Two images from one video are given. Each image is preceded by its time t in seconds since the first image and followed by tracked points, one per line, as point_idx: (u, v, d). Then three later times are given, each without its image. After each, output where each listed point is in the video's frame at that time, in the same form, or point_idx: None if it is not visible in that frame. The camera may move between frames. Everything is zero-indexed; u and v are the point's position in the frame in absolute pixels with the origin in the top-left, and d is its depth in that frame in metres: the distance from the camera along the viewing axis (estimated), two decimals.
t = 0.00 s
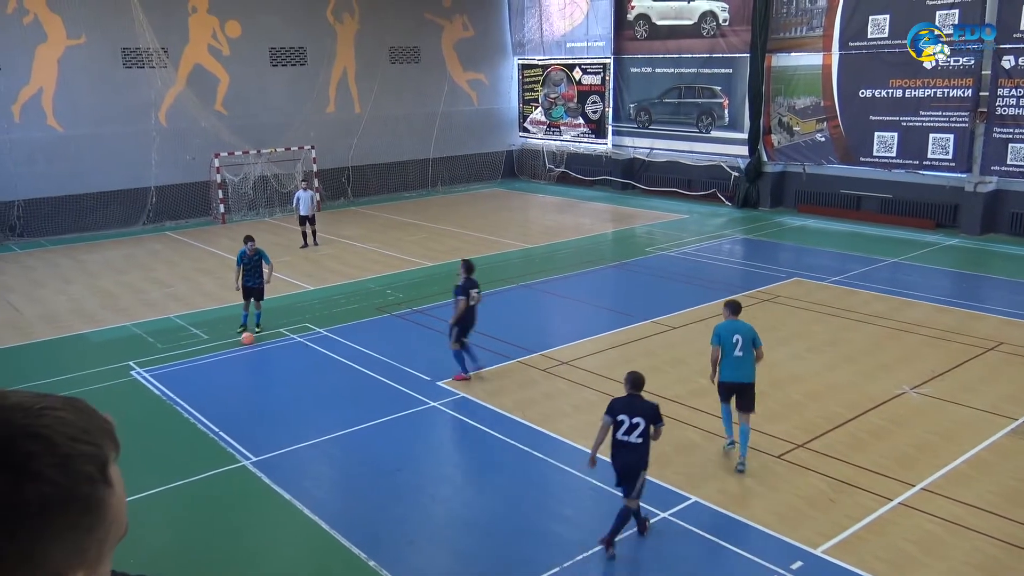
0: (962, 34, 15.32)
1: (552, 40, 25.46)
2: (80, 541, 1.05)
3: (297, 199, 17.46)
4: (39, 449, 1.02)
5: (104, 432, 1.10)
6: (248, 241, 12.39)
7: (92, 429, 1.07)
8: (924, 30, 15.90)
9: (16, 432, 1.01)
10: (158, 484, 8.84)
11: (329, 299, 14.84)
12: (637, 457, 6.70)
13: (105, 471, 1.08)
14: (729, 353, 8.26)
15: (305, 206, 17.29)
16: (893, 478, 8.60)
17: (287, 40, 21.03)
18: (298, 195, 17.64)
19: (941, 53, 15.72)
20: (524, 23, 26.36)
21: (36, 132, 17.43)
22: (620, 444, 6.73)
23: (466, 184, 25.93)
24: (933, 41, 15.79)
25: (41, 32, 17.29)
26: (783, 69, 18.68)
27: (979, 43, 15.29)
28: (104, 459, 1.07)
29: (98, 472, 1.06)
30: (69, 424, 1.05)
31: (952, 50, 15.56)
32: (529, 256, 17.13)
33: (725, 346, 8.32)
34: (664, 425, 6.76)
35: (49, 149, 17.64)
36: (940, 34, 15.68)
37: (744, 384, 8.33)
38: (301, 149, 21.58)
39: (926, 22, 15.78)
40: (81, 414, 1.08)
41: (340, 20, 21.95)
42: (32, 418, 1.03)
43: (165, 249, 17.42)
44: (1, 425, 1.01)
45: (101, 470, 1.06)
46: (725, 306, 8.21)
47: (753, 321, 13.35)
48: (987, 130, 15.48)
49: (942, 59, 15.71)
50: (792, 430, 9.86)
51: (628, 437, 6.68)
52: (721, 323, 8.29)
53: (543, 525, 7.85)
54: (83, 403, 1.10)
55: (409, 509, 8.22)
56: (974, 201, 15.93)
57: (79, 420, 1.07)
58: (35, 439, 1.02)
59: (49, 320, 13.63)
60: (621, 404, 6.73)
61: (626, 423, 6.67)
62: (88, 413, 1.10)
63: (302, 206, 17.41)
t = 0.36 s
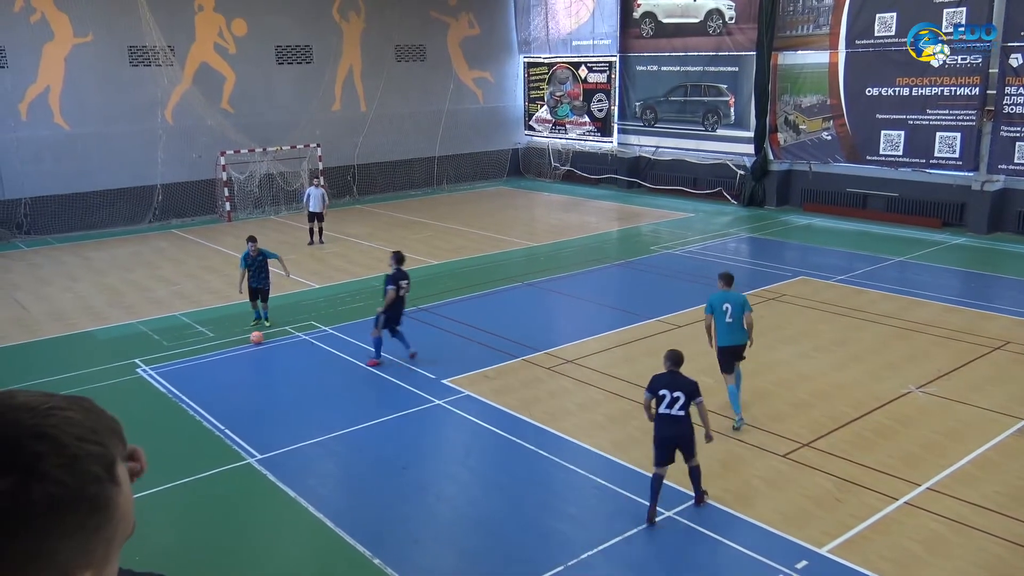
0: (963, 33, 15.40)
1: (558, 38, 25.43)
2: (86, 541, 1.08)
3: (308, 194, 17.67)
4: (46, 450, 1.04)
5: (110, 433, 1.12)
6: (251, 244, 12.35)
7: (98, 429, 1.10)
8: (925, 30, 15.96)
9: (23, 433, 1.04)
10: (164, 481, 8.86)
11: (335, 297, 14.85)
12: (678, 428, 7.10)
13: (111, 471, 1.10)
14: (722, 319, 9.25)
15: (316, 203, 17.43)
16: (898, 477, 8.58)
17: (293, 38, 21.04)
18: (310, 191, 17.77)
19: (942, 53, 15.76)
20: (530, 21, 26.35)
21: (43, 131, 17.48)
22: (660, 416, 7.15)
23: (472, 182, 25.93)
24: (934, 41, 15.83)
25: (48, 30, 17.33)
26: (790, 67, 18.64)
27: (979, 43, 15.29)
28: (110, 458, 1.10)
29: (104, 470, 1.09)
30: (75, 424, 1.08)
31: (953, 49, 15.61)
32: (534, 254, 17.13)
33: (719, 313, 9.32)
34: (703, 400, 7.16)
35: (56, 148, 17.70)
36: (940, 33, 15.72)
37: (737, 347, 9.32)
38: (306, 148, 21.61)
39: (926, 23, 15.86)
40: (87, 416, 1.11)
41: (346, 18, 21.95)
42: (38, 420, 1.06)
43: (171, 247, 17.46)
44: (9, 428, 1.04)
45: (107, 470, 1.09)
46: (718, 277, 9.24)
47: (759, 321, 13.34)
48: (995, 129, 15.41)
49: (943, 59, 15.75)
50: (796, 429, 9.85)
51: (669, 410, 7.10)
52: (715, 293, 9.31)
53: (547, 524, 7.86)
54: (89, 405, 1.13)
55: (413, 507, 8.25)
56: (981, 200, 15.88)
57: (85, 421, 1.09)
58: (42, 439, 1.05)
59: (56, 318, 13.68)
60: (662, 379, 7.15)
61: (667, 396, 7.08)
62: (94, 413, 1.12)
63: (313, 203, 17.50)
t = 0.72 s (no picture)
0: (962, 34, 15.42)
1: (566, 39, 25.39)
2: (88, 537, 1.10)
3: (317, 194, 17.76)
4: (52, 445, 1.06)
5: (118, 431, 1.14)
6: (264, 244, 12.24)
7: (105, 426, 1.12)
8: (922, 29, 16.07)
9: (30, 429, 1.06)
10: (171, 481, 8.87)
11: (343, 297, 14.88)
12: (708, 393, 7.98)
13: (116, 467, 1.12)
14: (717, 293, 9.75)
15: (325, 202, 17.49)
16: (905, 479, 8.55)
17: (301, 38, 21.08)
18: (318, 190, 17.85)
19: (942, 53, 15.84)
20: (538, 22, 26.34)
21: (51, 130, 17.55)
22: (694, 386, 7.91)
23: (479, 182, 25.92)
24: (934, 41, 15.90)
25: (57, 30, 17.40)
26: (798, 68, 18.58)
27: (978, 43, 15.33)
28: (115, 456, 1.11)
29: (109, 468, 1.10)
30: (82, 421, 1.09)
31: (952, 50, 15.64)
32: (541, 254, 17.13)
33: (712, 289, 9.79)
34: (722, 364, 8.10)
35: (65, 147, 17.77)
36: (941, 33, 15.79)
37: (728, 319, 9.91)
38: (314, 148, 21.65)
39: (922, 23, 15.94)
40: (93, 412, 1.12)
41: (354, 19, 21.98)
42: (45, 415, 1.08)
43: (178, 246, 17.51)
44: (15, 424, 1.06)
45: (112, 466, 1.10)
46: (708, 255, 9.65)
47: (766, 322, 13.30)
48: (1004, 130, 15.32)
49: (943, 59, 15.83)
50: (804, 430, 9.83)
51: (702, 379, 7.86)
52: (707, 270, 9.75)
53: (554, 524, 7.86)
54: (95, 401, 1.14)
55: (419, 507, 8.25)
56: (990, 200, 15.76)
57: (92, 418, 1.11)
58: (48, 434, 1.06)
59: (65, 317, 13.73)
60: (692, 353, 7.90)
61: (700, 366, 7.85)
62: (100, 410, 1.14)
63: (321, 202, 17.57)
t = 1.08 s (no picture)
0: (962, 34, 15.40)
1: (563, 38, 25.38)
2: (85, 537, 1.09)
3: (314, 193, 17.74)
4: (51, 446, 1.06)
5: (114, 432, 1.14)
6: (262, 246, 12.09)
7: (102, 426, 1.12)
8: (923, 30, 16.01)
9: (28, 428, 1.05)
10: (168, 481, 8.87)
11: (340, 297, 14.86)
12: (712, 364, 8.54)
13: (114, 467, 1.12)
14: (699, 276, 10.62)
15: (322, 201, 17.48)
16: (903, 478, 8.57)
17: (298, 38, 21.06)
18: (316, 190, 17.88)
19: (942, 53, 15.80)
20: (535, 21, 26.33)
21: (48, 130, 17.53)
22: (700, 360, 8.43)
23: (475, 182, 25.92)
24: (934, 42, 15.86)
25: (54, 30, 17.37)
26: (795, 67, 18.60)
27: (979, 43, 15.31)
28: (113, 455, 1.11)
29: (107, 466, 1.10)
30: (79, 421, 1.09)
31: (953, 50, 15.63)
32: (538, 254, 17.14)
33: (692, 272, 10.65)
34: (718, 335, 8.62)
35: (61, 147, 17.75)
36: (940, 33, 15.75)
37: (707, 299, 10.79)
38: (311, 147, 21.63)
39: (925, 22, 15.89)
40: (90, 412, 1.12)
41: (351, 18, 21.96)
42: (41, 416, 1.07)
43: (175, 246, 17.48)
44: (14, 425, 1.05)
45: (110, 465, 1.10)
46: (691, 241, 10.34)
47: (764, 321, 13.32)
48: (1000, 129, 15.38)
49: (943, 59, 15.78)
50: (801, 428, 9.84)
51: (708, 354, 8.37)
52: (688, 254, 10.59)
53: (552, 524, 7.87)
54: (91, 400, 1.14)
55: (418, 507, 8.25)
56: (986, 200, 15.78)
57: (89, 419, 1.10)
58: (45, 434, 1.06)
59: (62, 318, 13.71)
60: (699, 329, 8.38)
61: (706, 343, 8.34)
62: (97, 411, 1.13)
63: (319, 201, 17.58)
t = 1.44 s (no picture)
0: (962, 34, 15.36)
1: (564, 36, 25.20)
2: (98, 540, 0.96)
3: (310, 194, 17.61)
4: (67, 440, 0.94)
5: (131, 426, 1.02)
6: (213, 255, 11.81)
7: (117, 424, 1.00)
8: (923, 31, 15.94)
9: (39, 430, 0.94)
10: (164, 482, 8.75)
11: (339, 297, 14.72)
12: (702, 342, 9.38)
13: (129, 459, 1.00)
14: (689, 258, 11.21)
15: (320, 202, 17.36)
16: (908, 479, 8.42)
17: (297, 35, 20.92)
18: (311, 191, 17.69)
19: (942, 53, 15.77)
20: (536, 18, 26.14)
21: (46, 128, 17.41)
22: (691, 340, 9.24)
23: (477, 180, 25.75)
24: (934, 42, 15.79)
25: (51, 28, 17.26)
26: (798, 65, 18.46)
27: (980, 43, 15.24)
28: (128, 446, 1.00)
29: (124, 459, 0.99)
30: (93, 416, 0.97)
31: (953, 50, 15.57)
32: (540, 253, 17.00)
33: (682, 255, 11.15)
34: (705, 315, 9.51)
35: (59, 145, 17.63)
36: (940, 33, 15.67)
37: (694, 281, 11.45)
38: (310, 145, 21.50)
39: (925, 23, 15.82)
40: (103, 408, 1.00)
41: (350, 15, 21.80)
42: (52, 411, 0.95)
43: (173, 245, 17.36)
44: (32, 412, 0.95)
45: (127, 457, 0.99)
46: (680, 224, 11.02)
47: (767, 321, 13.19)
48: (1007, 127, 15.11)
49: (942, 59, 15.76)
50: (806, 429, 9.70)
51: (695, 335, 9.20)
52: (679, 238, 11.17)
53: (552, 524, 7.74)
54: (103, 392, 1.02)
55: (417, 507, 8.12)
56: (993, 198, 15.66)
57: (101, 414, 0.98)
58: (60, 428, 0.95)
59: (59, 317, 13.59)
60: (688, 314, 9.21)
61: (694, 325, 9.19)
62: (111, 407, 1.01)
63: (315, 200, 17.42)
